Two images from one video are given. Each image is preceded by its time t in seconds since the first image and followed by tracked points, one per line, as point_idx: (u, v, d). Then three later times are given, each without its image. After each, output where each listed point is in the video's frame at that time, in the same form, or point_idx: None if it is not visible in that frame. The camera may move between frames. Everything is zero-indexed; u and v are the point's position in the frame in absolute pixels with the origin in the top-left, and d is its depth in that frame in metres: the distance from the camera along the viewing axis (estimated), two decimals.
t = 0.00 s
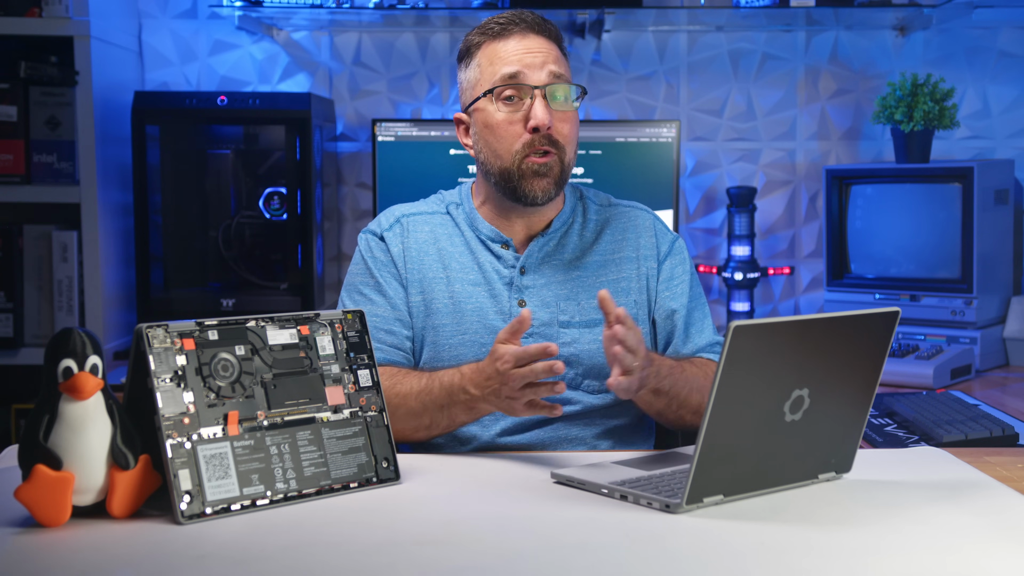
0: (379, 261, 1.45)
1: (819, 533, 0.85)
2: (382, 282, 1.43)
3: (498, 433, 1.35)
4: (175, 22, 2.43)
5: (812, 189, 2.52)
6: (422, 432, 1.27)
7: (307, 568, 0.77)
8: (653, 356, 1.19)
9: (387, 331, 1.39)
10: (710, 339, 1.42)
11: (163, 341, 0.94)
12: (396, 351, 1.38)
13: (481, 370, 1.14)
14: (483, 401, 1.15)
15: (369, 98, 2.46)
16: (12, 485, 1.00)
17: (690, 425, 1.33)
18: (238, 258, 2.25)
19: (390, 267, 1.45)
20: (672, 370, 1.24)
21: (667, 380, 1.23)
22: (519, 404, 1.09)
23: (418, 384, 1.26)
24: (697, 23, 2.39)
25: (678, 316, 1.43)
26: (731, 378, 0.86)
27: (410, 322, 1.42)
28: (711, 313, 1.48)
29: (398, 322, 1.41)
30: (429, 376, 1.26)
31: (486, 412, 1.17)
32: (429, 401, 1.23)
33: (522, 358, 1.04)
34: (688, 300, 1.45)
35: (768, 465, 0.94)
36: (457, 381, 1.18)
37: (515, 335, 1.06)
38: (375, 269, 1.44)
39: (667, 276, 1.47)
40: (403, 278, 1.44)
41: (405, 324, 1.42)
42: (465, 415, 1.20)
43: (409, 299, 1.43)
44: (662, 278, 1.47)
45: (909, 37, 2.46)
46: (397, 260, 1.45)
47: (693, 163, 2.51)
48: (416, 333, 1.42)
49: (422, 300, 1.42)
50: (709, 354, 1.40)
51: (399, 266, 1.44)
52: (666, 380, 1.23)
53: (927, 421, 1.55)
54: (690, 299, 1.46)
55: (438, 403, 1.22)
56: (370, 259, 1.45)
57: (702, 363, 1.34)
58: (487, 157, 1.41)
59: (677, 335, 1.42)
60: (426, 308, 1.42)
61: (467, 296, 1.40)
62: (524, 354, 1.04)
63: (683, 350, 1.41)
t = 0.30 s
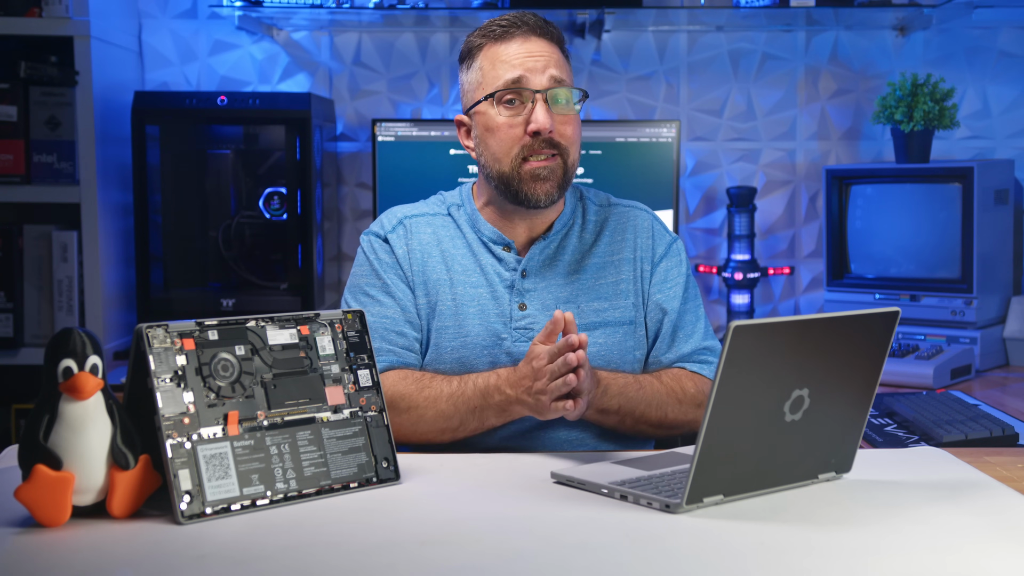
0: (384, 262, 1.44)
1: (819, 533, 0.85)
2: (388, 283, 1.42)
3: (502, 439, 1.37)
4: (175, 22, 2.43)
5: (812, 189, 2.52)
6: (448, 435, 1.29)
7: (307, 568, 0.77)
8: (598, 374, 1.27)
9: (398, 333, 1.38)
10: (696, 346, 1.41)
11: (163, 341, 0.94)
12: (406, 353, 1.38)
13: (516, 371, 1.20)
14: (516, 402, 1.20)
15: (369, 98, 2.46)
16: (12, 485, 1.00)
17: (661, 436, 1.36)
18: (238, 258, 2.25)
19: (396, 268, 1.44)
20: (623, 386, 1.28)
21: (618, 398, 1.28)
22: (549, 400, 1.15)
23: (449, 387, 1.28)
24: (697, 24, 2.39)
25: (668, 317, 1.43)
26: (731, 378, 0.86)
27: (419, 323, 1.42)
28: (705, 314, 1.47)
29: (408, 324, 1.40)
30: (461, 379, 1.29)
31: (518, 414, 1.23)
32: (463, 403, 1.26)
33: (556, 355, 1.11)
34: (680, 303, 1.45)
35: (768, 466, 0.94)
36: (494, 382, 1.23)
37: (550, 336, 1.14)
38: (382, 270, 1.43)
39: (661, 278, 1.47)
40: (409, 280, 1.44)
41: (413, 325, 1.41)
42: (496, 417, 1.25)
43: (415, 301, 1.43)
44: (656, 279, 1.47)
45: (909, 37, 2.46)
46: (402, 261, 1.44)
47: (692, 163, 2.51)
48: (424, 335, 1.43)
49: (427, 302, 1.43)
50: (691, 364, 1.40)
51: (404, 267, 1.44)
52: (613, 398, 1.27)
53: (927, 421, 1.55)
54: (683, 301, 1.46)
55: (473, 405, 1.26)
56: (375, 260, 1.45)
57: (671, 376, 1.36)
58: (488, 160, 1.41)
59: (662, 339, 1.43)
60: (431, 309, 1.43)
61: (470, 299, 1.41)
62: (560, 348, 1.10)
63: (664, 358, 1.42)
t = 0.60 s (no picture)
0: (383, 262, 1.44)
1: (819, 533, 0.85)
2: (388, 283, 1.42)
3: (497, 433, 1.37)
4: (175, 22, 2.43)
5: (812, 189, 2.52)
6: (449, 427, 1.29)
7: (307, 568, 0.77)
8: (594, 362, 1.27)
9: (398, 331, 1.38)
10: (692, 342, 1.41)
11: (163, 341, 0.94)
12: (406, 351, 1.38)
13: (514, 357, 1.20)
14: (515, 388, 1.20)
15: (369, 98, 2.46)
16: (12, 485, 1.00)
17: (658, 431, 1.35)
18: (238, 258, 2.25)
19: (395, 268, 1.44)
20: (617, 376, 1.28)
21: (612, 387, 1.28)
22: (546, 381, 1.15)
23: (448, 378, 1.28)
24: (697, 23, 2.39)
25: (664, 314, 1.43)
26: (731, 378, 0.86)
27: (419, 323, 1.42)
28: (702, 310, 1.47)
29: (408, 323, 1.40)
30: (459, 370, 1.29)
31: (518, 401, 1.23)
32: (462, 393, 1.26)
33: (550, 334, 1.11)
34: (676, 299, 1.45)
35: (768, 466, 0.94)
36: (492, 370, 1.23)
37: (545, 318, 1.14)
38: (381, 270, 1.43)
39: (657, 275, 1.47)
40: (408, 279, 1.44)
41: (413, 325, 1.41)
42: (496, 405, 1.25)
43: (415, 301, 1.43)
44: (651, 277, 1.47)
45: (909, 37, 2.46)
46: (401, 261, 1.44)
47: (692, 163, 2.51)
48: (423, 334, 1.43)
49: (427, 301, 1.43)
50: (686, 359, 1.39)
51: (403, 267, 1.44)
52: (605, 388, 1.27)
53: (927, 421, 1.55)
54: (679, 297, 1.45)
55: (472, 394, 1.26)
56: (374, 260, 1.45)
57: (667, 370, 1.35)
58: (484, 161, 1.41)
59: (657, 336, 1.43)
60: (430, 308, 1.43)
61: (468, 298, 1.41)
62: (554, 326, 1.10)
63: (660, 353, 1.41)
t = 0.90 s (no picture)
0: (380, 263, 1.44)
1: (820, 533, 0.85)
2: (385, 284, 1.42)
3: (496, 430, 1.37)
4: (175, 22, 2.43)
5: (813, 189, 2.52)
6: (447, 425, 1.29)
7: (307, 568, 0.77)
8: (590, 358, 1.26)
9: (395, 331, 1.38)
10: (688, 340, 1.41)
11: (163, 341, 0.94)
12: (404, 351, 1.38)
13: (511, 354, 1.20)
14: (512, 385, 1.20)
15: (369, 98, 2.46)
16: (12, 485, 1.00)
17: (655, 427, 1.34)
18: (238, 258, 2.25)
19: (392, 269, 1.44)
20: (614, 372, 1.28)
21: (609, 384, 1.27)
22: (543, 375, 1.14)
23: (445, 376, 1.28)
24: (697, 24, 2.39)
25: (660, 312, 1.43)
26: (731, 378, 0.86)
27: (417, 323, 1.42)
28: (699, 308, 1.47)
29: (405, 324, 1.41)
30: (457, 368, 1.29)
31: (516, 398, 1.22)
32: (459, 391, 1.26)
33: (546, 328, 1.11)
34: (672, 297, 1.45)
35: (768, 466, 0.94)
36: (489, 367, 1.23)
37: (541, 314, 1.13)
38: (378, 271, 1.43)
39: (652, 273, 1.47)
40: (406, 280, 1.44)
41: (411, 326, 1.42)
42: (494, 404, 1.25)
43: (412, 301, 1.43)
44: (647, 275, 1.47)
45: (909, 36, 2.46)
46: (398, 262, 1.44)
47: (692, 163, 2.51)
48: (421, 335, 1.43)
49: (424, 302, 1.42)
50: (683, 356, 1.39)
51: (400, 268, 1.44)
52: (603, 383, 1.27)
53: (927, 421, 1.55)
54: (676, 294, 1.45)
55: (469, 392, 1.26)
56: (371, 261, 1.45)
57: (663, 366, 1.35)
58: (480, 161, 1.41)
59: (653, 333, 1.43)
60: (428, 309, 1.42)
61: (465, 298, 1.41)
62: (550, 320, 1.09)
63: (656, 350, 1.42)
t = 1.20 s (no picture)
0: (375, 265, 1.45)
1: (820, 533, 0.85)
2: (380, 285, 1.42)
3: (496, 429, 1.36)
4: (175, 22, 2.43)
5: (812, 189, 2.52)
6: (437, 422, 1.28)
7: (307, 568, 0.77)
8: (594, 351, 1.26)
9: (390, 332, 1.39)
10: (686, 333, 1.41)
11: (163, 341, 0.94)
12: (398, 351, 1.38)
13: (498, 347, 1.19)
14: (499, 377, 1.19)
15: (369, 98, 2.46)
16: (12, 485, 1.00)
17: (658, 420, 1.34)
18: (238, 258, 2.25)
19: (387, 270, 1.45)
20: (617, 365, 1.28)
21: (613, 376, 1.27)
22: (533, 367, 1.13)
23: (431, 372, 1.28)
24: (697, 23, 2.39)
25: (658, 306, 1.43)
26: (731, 378, 0.86)
27: (411, 325, 1.43)
28: (696, 300, 1.47)
29: (399, 325, 1.41)
30: (442, 364, 1.28)
31: (502, 390, 1.22)
32: (446, 386, 1.25)
33: (536, 320, 1.10)
34: (668, 291, 1.45)
35: (767, 466, 0.94)
36: (474, 360, 1.22)
37: (528, 306, 1.14)
38: (373, 273, 1.44)
39: (648, 267, 1.47)
40: (401, 281, 1.44)
41: (405, 326, 1.42)
42: (481, 396, 1.24)
43: (407, 302, 1.43)
44: (643, 270, 1.47)
45: (909, 37, 2.46)
46: (393, 263, 1.45)
47: (692, 163, 2.51)
48: (416, 336, 1.43)
49: (419, 302, 1.43)
50: (681, 349, 1.40)
51: (395, 269, 1.44)
52: (608, 375, 1.26)
53: (927, 421, 1.55)
54: (672, 288, 1.45)
55: (455, 386, 1.25)
56: (367, 262, 1.45)
57: (665, 359, 1.35)
58: (476, 160, 1.40)
59: (651, 327, 1.43)
60: (424, 310, 1.43)
61: (461, 299, 1.41)
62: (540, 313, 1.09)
63: (654, 344, 1.42)
